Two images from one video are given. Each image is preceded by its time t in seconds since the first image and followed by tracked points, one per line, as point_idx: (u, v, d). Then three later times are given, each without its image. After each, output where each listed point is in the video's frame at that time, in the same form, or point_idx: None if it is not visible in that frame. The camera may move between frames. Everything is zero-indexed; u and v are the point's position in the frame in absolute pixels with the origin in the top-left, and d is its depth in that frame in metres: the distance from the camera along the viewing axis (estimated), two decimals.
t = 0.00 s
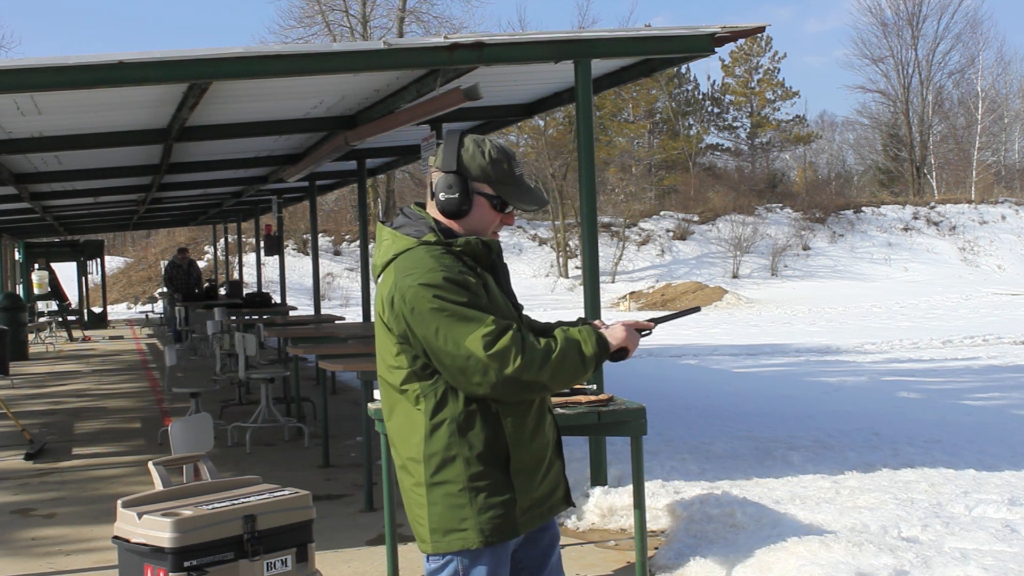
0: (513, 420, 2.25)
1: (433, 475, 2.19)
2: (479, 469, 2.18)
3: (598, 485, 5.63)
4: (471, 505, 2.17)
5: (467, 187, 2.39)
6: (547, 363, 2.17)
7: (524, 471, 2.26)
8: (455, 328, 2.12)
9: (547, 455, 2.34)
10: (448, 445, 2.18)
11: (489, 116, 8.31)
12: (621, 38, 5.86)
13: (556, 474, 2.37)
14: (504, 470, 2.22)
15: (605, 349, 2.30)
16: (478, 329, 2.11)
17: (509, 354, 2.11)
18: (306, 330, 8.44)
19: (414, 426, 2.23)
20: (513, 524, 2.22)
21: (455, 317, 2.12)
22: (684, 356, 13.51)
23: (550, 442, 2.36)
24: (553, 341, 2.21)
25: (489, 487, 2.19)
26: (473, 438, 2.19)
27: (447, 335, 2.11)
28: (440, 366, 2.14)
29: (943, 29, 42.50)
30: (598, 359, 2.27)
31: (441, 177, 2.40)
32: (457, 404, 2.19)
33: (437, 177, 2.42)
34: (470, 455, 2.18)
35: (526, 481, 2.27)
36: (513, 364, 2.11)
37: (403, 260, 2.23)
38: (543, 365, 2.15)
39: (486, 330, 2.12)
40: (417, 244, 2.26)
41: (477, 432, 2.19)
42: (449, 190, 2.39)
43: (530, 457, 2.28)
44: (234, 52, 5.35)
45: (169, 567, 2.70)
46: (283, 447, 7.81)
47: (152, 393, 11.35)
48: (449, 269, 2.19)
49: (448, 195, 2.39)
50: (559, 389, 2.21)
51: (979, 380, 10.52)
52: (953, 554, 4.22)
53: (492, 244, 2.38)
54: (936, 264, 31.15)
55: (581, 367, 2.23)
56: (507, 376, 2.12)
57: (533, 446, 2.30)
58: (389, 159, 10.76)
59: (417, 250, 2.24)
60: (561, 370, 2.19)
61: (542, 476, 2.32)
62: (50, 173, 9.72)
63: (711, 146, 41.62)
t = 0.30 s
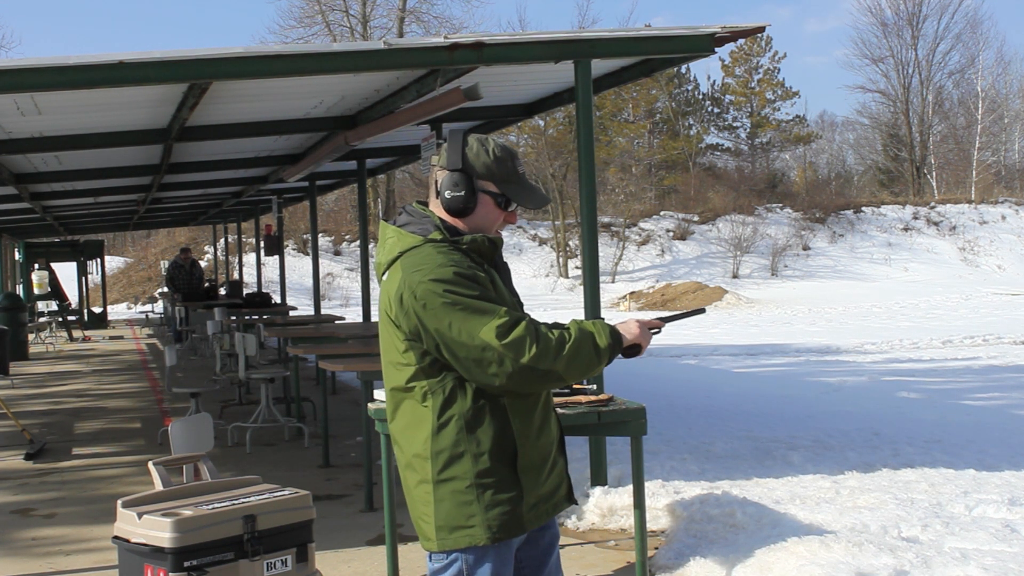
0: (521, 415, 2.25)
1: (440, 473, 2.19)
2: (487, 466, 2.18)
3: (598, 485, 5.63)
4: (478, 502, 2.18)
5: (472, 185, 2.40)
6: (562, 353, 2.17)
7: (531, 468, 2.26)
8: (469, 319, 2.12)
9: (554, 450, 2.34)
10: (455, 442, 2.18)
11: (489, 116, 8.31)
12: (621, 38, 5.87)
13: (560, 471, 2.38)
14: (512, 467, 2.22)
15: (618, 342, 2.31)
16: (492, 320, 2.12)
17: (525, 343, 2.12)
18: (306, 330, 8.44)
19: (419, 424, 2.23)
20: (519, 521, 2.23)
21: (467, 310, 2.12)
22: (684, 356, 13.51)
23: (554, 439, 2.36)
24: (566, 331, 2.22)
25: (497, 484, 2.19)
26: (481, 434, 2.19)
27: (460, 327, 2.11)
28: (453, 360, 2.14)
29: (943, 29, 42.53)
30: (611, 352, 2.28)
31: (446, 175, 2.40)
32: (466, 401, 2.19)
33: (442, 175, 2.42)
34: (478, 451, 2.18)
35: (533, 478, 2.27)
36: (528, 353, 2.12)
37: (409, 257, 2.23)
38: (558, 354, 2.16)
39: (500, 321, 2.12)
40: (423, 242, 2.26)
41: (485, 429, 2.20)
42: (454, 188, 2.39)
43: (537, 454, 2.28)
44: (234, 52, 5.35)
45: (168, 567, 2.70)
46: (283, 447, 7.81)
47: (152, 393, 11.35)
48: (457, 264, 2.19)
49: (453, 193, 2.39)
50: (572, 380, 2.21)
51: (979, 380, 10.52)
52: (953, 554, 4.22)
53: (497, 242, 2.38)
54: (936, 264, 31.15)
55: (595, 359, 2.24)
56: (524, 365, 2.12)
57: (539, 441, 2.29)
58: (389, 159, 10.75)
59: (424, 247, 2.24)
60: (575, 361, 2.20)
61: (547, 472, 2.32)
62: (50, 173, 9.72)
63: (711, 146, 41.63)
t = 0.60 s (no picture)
0: (522, 415, 2.25)
1: (441, 472, 2.19)
2: (489, 466, 2.18)
3: (598, 485, 5.63)
4: (480, 502, 2.18)
5: (475, 184, 2.39)
6: (565, 352, 2.18)
7: (532, 468, 2.26)
8: (472, 319, 2.11)
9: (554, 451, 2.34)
10: (457, 442, 2.18)
11: (489, 116, 8.31)
12: (621, 38, 5.87)
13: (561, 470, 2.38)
14: (514, 467, 2.22)
15: (618, 340, 2.31)
16: (495, 319, 2.11)
17: (528, 342, 2.12)
18: (306, 330, 8.44)
19: (422, 423, 2.23)
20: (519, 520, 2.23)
21: (470, 309, 2.12)
22: (684, 356, 13.52)
23: (555, 439, 2.36)
24: (567, 332, 2.22)
25: (499, 484, 2.19)
26: (484, 434, 2.19)
27: (463, 327, 2.11)
28: (455, 360, 2.14)
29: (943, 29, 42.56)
30: (612, 351, 2.28)
31: (450, 175, 2.40)
32: (469, 401, 2.20)
33: (446, 175, 2.42)
34: (480, 451, 2.18)
35: (534, 478, 2.27)
36: (531, 353, 2.12)
37: (412, 256, 2.23)
38: (559, 355, 2.16)
39: (502, 322, 2.11)
40: (427, 241, 2.26)
41: (487, 431, 2.20)
42: (458, 187, 2.39)
43: (538, 454, 2.28)
44: (234, 52, 5.35)
45: (169, 567, 2.70)
46: (283, 447, 7.81)
47: (152, 393, 11.35)
48: (460, 264, 2.19)
49: (457, 193, 2.39)
50: (573, 380, 2.21)
51: (979, 380, 10.52)
52: (954, 554, 4.22)
53: (500, 242, 2.38)
54: (936, 264, 31.14)
55: (596, 359, 2.24)
56: (527, 364, 2.12)
57: (540, 442, 2.29)
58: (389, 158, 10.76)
59: (426, 246, 2.24)
60: (577, 360, 2.20)
61: (549, 472, 2.32)
62: (50, 173, 9.72)
63: (711, 146, 41.62)
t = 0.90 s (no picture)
0: (520, 414, 2.25)
1: (441, 472, 2.19)
2: (489, 464, 2.18)
3: (599, 485, 5.63)
4: (479, 501, 2.18)
5: (471, 185, 2.39)
6: (561, 351, 2.18)
7: (532, 466, 2.26)
8: (468, 318, 2.11)
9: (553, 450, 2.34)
10: (456, 441, 2.18)
11: (489, 116, 8.30)
12: (621, 38, 5.87)
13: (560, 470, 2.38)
14: (512, 465, 2.22)
15: (613, 338, 2.32)
16: (491, 318, 2.11)
17: (524, 340, 2.12)
18: (306, 330, 8.44)
19: (420, 424, 2.23)
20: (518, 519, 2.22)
21: (466, 308, 2.12)
22: (684, 356, 13.52)
23: (554, 438, 2.36)
24: (563, 331, 2.22)
25: (498, 483, 2.19)
26: (482, 434, 2.19)
27: (459, 326, 2.11)
28: (453, 359, 2.13)
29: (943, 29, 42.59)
30: (607, 349, 2.29)
31: (446, 175, 2.40)
32: (467, 400, 2.19)
33: (442, 175, 2.42)
34: (478, 449, 2.18)
35: (533, 476, 2.26)
36: (528, 351, 2.12)
37: (409, 257, 2.23)
38: (555, 353, 2.16)
39: (499, 320, 2.12)
40: (422, 242, 2.26)
41: (486, 430, 2.19)
42: (454, 187, 2.39)
43: (537, 453, 2.28)
44: (234, 52, 5.35)
45: (169, 567, 2.70)
46: (284, 447, 7.81)
47: (152, 393, 11.35)
48: (455, 264, 2.19)
49: (454, 192, 2.39)
50: (570, 378, 2.22)
51: (979, 380, 10.52)
52: (953, 554, 4.22)
53: (497, 243, 2.38)
54: (936, 264, 31.14)
55: (592, 356, 2.25)
56: (524, 362, 2.12)
57: (540, 441, 2.29)
58: (389, 159, 10.75)
59: (422, 247, 2.24)
60: (573, 359, 2.21)
61: (548, 470, 2.32)
62: (50, 174, 9.72)
63: (711, 146, 41.62)
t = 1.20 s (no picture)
0: (510, 415, 2.25)
1: (431, 474, 2.19)
2: (478, 465, 2.18)
3: (598, 485, 5.63)
4: (470, 502, 2.18)
5: (461, 186, 2.40)
6: (548, 355, 2.17)
7: (523, 466, 2.26)
8: (454, 321, 2.11)
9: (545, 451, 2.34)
10: (446, 443, 2.18)
11: (489, 116, 8.30)
12: (621, 38, 5.87)
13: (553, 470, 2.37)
14: (503, 466, 2.22)
15: (601, 342, 2.31)
16: (477, 321, 2.11)
17: (510, 344, 2.11)
18: (306, 330, 8.44)
19: (411, 425, 2.23)
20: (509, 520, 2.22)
21: (452, 311, 2.12)
22: (684, 356, 13.52)
23: (547, 439, 2.35)
24: (551, 334, 2.21)
25: (488, 484, 2.19)
26: (472, 435, 2.19)
27: (445, 329, 2.11)
28: (440, 362, 2.13)
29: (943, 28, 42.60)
30: (595, 353, 2.28)
31: (435, 177, 2.40)
32: (457, 401, 2.19)
33: (432, 177, 2.42)
34: (469, 451, 2.18)
35: (525, 477, 2.26)
36: (514, 355, 2.11)
37: (397, 259, 2.23)
38: (542, 357, 2.15)
39: (484, 322, 2.11)
40: (410, 243, 2.26)
41: (475, 432, 2.20)
42: (444, 189, 2.39)
43: (529, 453, 2.27)
44: (234, 52, 5.35)
45: (169, 567, 2.70)
46: (284, 447, 7.81)
47: (152, 393, 11.35)
48: (443, 265, 2.19)
49: (443, 194, 2.39)
50: (559, 382, 2.21)
51: (979, 380, 10.51)
52: (954, 554, 4.22)
53: (486, 242, 2.39)
54: (936, 264, 31.13)
55: (581, 360, 2.24)
56: (509, 367, 2.12)
57: (531, 441, 2.29)
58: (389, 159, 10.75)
59: (410, 249, 2.24)
60: (561, 363, 2.20)
61: (540, 470, 2.32)
62: (50, 173, 9.72)
63: (711, 146, 41.62)
